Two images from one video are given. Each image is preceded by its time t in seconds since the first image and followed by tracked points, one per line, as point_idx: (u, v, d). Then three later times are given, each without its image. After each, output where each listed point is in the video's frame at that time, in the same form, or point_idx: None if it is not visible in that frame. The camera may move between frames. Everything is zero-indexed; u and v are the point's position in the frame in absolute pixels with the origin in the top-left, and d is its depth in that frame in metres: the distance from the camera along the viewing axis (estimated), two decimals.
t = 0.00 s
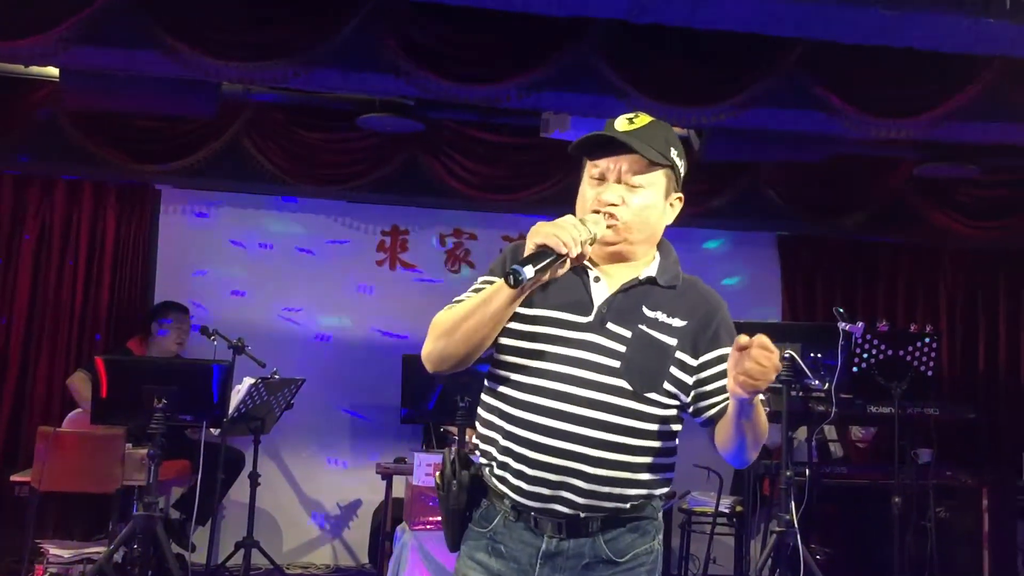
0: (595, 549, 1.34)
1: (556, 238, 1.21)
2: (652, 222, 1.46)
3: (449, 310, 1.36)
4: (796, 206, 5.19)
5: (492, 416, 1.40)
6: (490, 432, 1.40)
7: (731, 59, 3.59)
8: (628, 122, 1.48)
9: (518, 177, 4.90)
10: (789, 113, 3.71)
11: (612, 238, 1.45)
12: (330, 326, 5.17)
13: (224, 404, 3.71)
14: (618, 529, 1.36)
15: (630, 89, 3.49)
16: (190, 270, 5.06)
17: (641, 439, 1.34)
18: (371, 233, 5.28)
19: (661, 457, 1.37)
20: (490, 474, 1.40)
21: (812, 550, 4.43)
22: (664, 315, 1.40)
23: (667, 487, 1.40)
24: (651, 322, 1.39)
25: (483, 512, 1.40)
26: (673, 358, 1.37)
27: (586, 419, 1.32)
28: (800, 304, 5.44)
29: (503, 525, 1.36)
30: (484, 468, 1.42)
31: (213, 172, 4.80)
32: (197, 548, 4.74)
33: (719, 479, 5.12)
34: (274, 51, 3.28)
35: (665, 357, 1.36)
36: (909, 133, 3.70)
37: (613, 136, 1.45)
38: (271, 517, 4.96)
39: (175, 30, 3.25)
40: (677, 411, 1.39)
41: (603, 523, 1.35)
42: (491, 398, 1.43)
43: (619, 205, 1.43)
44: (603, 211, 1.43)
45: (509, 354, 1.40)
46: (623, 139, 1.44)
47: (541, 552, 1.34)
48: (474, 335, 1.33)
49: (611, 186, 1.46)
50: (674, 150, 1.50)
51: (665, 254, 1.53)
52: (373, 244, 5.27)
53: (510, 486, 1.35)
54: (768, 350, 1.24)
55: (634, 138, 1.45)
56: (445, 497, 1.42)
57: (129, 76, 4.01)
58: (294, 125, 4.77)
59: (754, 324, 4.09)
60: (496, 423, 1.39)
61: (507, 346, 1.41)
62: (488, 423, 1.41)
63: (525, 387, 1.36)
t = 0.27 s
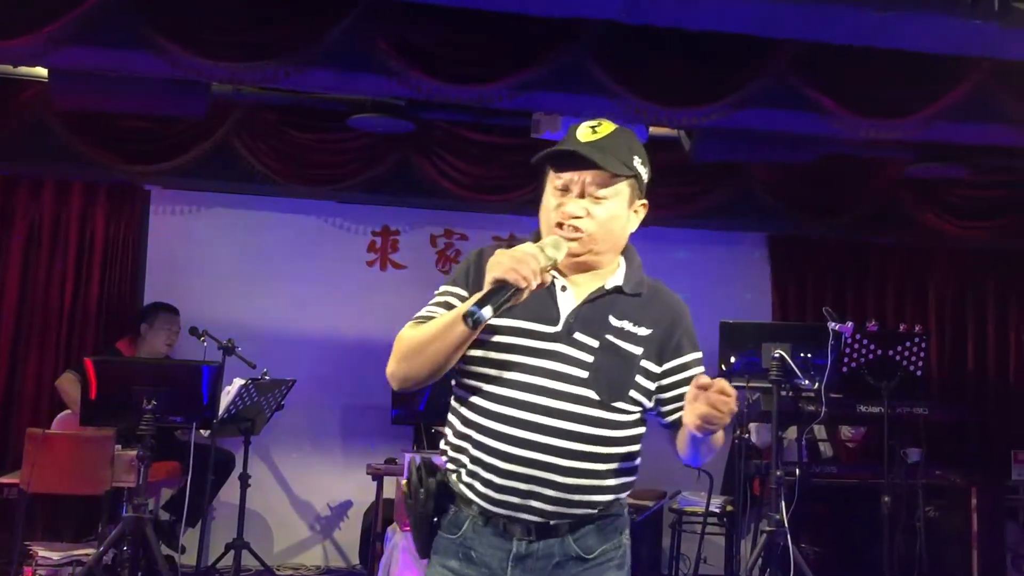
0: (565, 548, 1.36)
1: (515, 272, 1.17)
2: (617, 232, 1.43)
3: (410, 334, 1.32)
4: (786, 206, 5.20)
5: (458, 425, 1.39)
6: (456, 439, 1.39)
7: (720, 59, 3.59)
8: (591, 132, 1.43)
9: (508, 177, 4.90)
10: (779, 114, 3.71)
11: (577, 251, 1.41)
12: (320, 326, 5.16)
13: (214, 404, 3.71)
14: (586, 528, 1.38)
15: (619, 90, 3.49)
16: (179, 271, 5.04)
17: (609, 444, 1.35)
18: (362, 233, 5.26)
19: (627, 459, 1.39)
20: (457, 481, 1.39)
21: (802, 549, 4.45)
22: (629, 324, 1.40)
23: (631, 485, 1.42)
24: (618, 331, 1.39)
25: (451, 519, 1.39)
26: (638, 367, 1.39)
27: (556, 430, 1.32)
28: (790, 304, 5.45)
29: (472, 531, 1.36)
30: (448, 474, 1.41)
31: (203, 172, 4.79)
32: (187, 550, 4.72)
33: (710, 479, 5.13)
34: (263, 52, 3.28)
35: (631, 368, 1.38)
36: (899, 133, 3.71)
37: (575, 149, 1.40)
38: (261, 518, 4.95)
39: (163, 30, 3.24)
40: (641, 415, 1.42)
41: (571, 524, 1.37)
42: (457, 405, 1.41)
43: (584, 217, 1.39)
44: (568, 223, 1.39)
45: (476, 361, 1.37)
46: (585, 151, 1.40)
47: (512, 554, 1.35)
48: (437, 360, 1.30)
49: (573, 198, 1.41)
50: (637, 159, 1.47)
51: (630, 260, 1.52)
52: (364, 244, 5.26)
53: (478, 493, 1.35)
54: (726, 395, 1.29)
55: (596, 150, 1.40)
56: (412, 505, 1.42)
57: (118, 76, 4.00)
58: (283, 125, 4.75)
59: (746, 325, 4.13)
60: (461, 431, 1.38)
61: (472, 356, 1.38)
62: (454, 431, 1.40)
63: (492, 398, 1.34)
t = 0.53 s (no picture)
0: (518, 544, 1.43)
1: (457, 292, 1.22)
2: (550, 237, 1.48)
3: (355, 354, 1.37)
4: (776, 205, 5.21)
5: (409, 434, 1.45)
6: (407, 448, 1.45)
7: (708, 59, 3.61)
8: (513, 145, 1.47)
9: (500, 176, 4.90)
10: (770, 113, 3.72)
11: (513, 261, 1.46)
12: (311, 325, 5.15)
13: (205, 403, 3.71)
14: (538, 524, 1.45)
15: (612, 88, 3.49)
16: (170, 270, 5.03)
17: (555, 445, 1.42)
18: (353, 232, 5.26)
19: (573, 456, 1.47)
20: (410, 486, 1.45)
21: (793, 547, 4.46)
22: (570, 326, 1.47)
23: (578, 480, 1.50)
24: (559, 334, 1.45)
25: (405, 521, 1.45)
26: (580, 366, 1.46)
27: (505, 435, 1.38)
28: (781, 303, 5.47)
29: (427, 533, 1.43)
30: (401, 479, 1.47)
31: (194, 170, 4.78)
32: (179, 549, 4.71)
33: (701, 477, 5.14)
34: (254, 50, 3.27)
35: (574, 367, 1.45)
36: (890, 132, 3.72)
37: (495, 167, 1.43)
38: (252, 517, 4.95)
39: (154, 28, 3.22)
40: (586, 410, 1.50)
41: (522, 521, 1.44)
42: (408, 413, 1.46)
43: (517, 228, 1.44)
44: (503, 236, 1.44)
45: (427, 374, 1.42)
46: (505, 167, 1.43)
47: (467, 552, 1.41)
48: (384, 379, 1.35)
49: (500, 214, 1.45)
50: (559, 163, 1.51)
51: (566, 262, 1.57)
52: (356, 243, 5.25)
53: (432, 499, 1.41)
54: (655, 404, 1.37)
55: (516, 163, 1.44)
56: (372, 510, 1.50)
57: (110, 74, 3.99)
58: (275, 123, 4.75)
59: (734, 321, 4.13)
60: (412, 439, 1.44)
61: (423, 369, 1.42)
62: (405, 439, 1.45)
63: (443, 409, 1.39)
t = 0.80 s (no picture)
0: (490, 534, 1.42)
1: (405, 296, 1.27)
2: (494, 231, 1.50)
3: (315, 363, 1.40)
4: (772, 201, 5.21)
5: (373, 432, 1.45)
6: (372, 446, 1.45)
7: (704, 55, 3.60)
8: (444, 146, 1.48)
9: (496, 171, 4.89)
10: (766, 108, 3.72)
11: (464, 259, 1.49)
12: (307, 321, 5.14)
13: (202, 399, 3.70)
14: (508, 513, 1.44)
15: (608, 83, 3.48)
16: (165, 265, 5.02)
17: (521, 433, 1.43)
18: (350, 227, 5.26)
19: (539, 444, 1.47)
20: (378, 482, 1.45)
21: (790, 542, 4.47)
22: (523, 313, 1.49)
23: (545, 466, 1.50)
24: (512, 322, 1.47)
25: (376, 516, 1.45)
26: (537, 351, 1.47)
27: (471, 425, 1.39)
28: (777, 298, 5.47)
29: (399, 527, 1.43)
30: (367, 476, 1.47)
31: (191, 166, 4.76)
32: (176, 545, 4.71)
33: (698, 472, 5.15)
34: (249, 45, 3.26)
35: (530, 353, 1.46)
36: (886, 128, 3.72)
37: (433, 172, 1.44)
38: (249, 513, 4.95)
39: (149, 23, 3.21)
40: (548, 394, 1.51)
41: (493, 511, 1.43)
42: (371, 414, 1.47)
43: (460, 228, 1.46)
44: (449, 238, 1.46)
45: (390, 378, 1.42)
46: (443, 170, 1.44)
47: (438, 544, 1.41)
48: (345, 386, 1.38)
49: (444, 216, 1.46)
50: (492, 155, 1.51)
51: (513, 252, 1.61)
52: (352, 239, 5.25)
53: (400, 493, 1.41)
54: (609, 379, 1.38)
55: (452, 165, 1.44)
56: (337, 512, 1.47)
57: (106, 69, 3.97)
58: (270, 118, 4.74)
59: (731, 318, 4.21)
60: (376, 439, 1.44)
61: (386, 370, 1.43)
62: (369, 440, 1.46)
63: (406, 405, 1.41)
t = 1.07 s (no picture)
0: (490, 527, 1.41)
1: (402, 283, 1.27)
2: (475, 213, 1.52)
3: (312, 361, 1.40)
4: (774, 195, 5.21)
5: (371, 428, 1.46)
6: (371, 442, 1.45)
7: (704, 49, 3.60)
8: (413, 139, 1.48)
9: (496, 166, 4.89)
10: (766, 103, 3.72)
11: (452, 245, 1.50)
12: (309, 316, 5.15)
13: (203, 394, 3.71)
14: (508, 505, 1.42)
15: (610, 77, 3.48)
16: (167, 260, 5.02)
17: (518, 422, 1.42)
18: (350, 222, 5.26)
19: (536, 433, 1.46)
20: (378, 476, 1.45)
21: (790, 536, 4.48)
22: (508, 299, 1.49)
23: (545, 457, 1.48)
24: (499, 309, 1.47)
25: (377, 509, 1.45)
26: (526, 335, 1.46)
27: (468, 416, 1.39)
28: (778, 293, 5.47)
29: (399, 519, 1.43)
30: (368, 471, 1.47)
31: (191, 161, 4.77)
32: (177, 539, 4.72)
33: (698, 467, 5.16)
34: (249, 40, 3.26)
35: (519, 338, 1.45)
36: (887, 122, 3.71)
37: (415, 157, 1.45)
38: (249, 507, 4.96)
39: (150, 17, 3.20)
40: (541, 380, 1.49)
41: (493, 502, 1.41)
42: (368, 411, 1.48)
43: (446, 216, 1.48)
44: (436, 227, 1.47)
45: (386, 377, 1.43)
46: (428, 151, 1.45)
47: (439, 536, 1.40)
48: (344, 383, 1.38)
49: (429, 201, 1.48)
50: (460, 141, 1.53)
51: (494, 242, 1.61)
52: (352, 234, 5.25)
53: (400, 487, 1.41)
54: (596, 355, 1.37)
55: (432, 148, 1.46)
56: (338, 505, 1.47)
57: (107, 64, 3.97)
58: (270, 112, 4.74)
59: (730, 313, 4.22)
60: (374, 434, 1.45)
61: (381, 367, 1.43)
62: (368, 435, 1.46)
63: (403, 398, 1.41)
